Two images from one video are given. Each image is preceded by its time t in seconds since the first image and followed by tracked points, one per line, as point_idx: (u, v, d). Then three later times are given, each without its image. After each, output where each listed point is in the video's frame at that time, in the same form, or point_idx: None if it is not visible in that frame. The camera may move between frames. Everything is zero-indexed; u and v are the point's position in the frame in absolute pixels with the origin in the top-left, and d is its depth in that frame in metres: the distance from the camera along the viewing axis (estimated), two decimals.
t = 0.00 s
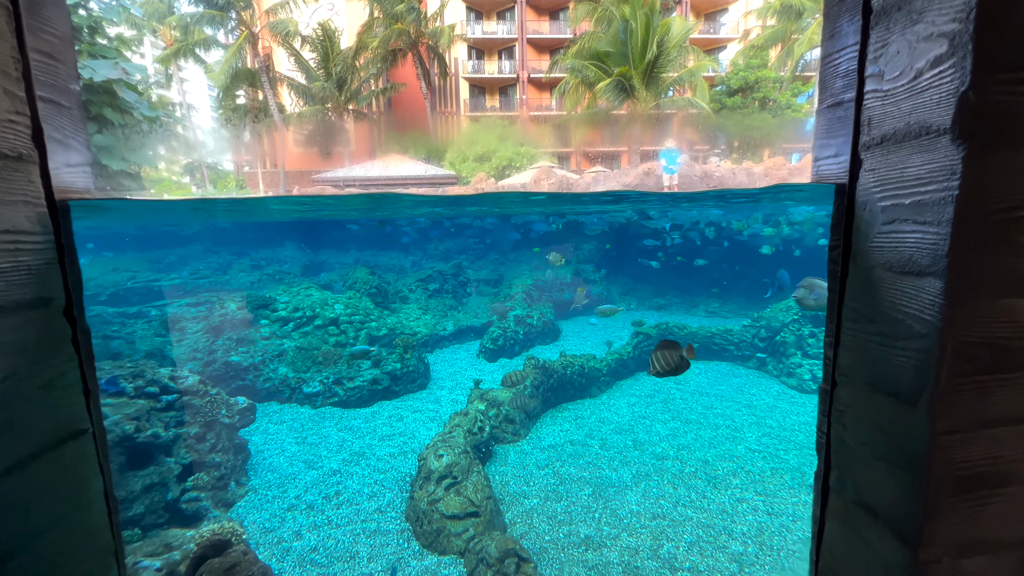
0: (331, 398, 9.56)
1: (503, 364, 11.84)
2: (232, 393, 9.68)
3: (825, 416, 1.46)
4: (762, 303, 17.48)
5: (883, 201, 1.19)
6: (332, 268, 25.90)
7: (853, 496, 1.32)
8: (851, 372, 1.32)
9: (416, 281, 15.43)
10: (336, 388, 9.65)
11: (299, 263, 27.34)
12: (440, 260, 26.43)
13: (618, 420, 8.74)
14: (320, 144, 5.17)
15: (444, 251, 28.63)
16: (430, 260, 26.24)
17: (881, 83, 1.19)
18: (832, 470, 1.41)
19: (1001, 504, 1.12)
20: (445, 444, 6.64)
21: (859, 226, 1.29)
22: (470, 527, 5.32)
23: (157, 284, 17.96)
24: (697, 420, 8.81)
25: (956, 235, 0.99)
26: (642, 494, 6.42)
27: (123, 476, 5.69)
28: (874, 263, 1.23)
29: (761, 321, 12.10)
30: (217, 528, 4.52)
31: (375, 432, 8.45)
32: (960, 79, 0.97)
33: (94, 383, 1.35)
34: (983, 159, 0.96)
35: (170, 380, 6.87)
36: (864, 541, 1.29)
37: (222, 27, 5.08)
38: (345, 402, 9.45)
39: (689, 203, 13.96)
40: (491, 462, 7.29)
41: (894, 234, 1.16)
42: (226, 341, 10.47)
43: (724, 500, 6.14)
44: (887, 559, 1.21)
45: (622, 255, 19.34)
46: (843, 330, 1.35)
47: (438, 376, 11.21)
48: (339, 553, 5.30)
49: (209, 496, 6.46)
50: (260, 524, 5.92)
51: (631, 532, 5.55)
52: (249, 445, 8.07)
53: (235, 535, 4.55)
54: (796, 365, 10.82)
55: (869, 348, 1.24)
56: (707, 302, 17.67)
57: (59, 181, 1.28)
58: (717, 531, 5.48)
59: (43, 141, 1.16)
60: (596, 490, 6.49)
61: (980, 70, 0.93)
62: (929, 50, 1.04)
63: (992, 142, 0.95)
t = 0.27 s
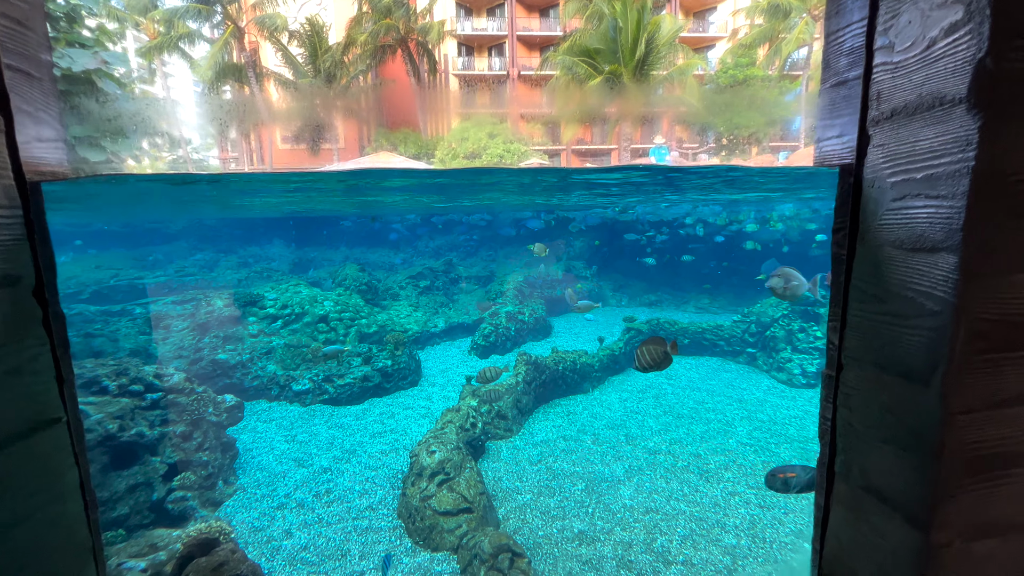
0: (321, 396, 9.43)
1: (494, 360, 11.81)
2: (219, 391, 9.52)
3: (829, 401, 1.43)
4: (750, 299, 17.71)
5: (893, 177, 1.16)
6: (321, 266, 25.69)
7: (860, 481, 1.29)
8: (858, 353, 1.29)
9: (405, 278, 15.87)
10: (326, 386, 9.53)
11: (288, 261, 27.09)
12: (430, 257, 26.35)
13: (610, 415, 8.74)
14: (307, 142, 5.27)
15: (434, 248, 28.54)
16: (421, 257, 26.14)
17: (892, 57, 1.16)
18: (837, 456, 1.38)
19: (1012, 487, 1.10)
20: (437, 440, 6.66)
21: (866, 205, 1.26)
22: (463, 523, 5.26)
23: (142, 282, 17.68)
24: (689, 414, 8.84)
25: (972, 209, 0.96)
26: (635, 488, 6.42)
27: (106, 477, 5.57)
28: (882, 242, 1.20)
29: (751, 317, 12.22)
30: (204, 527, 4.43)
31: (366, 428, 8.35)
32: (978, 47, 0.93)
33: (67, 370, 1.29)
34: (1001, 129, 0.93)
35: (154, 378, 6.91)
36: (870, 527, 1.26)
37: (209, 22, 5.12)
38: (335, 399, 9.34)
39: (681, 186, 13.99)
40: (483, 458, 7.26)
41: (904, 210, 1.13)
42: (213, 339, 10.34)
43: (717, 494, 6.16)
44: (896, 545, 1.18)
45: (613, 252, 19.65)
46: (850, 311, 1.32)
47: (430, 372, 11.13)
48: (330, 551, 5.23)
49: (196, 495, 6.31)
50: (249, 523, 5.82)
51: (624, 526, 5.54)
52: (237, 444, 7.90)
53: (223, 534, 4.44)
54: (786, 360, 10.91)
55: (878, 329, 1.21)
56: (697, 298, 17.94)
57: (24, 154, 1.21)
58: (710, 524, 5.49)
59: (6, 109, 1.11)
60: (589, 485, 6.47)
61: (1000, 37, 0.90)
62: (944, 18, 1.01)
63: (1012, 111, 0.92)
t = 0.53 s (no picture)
0: (314, 394, 9.32)
1: (488, 358, 11.75)
2: (209, 389, 9.38)
3: (841, 385, 1.41)
4: (743, 297, 17.79)
5: (911, 153, 1.14)
6: (313, 265, 25.47)
7: (874, 465, 1.27)
8: (873, 335, 1.27)
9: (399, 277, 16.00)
10: (319, 383, 9.41)
11: (279, 260, 26.84)
12: (423, 256, 26.24)
13: (605, 412, 8.73)
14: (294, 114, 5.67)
15: (427, 246, 28.45)
16: (413, 256, 26.03)
17: (912, 28, 1.13)
18: (850, 440, 1.36)
19: None
20: (432, 436, 6.65)
21: (882, 182, 1.23)
22: (459, 519, 5.23)
23: (130, 281, 17.42)
24: (683, 410, 8.86)
25: (997, 182, 0.93)
26: (631, 484, 6.40)
27: (94, 476, 5.47)
28: (900, 219, 1.17)
29: (744, 313, 12.29)
30: (195, 526, 4.36)
31: (360, 426, 8.28)
32: (1003, 14, 0.91)
33: (50, 356, 1.26)
34: None
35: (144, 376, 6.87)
36: (886, 512, 1.24)
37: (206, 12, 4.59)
38: (328, 397, 9.23)
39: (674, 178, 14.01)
40: (479, 455, 7.21)
41: (924, 186, 1.10)
42: (203, 337, 10.22)
43: (713, 489, 6.16)
44: (913, 528, 1.16)
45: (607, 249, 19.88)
46: (863, 293, 1.30)
47: (424, 370, 11.05)
48: (324, 549, 5.15)
49: (187, 494, 6.16)
50: (241, 522, 5.72)
51: (621, 522, 5.52)
52: (228, 442, 7.77)
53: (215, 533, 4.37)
54: (779, 355, 10.96)
55: (894, 309, 1.18)
56: (690, 295, 18.05)
57: (4, 127, 1.17)
58: (706, 519, 5.49)
59: None
60: (585, 481, 6.45)
61: None
62: None
63: None
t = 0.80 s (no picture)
0: (309, 392, 9.20)
1: (485, 355, 11.68)
2: (202, 388, 9.26)
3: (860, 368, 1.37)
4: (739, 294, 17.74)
5: (938, 124, 1.10)
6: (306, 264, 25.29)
7: (898, 451, 1.23)
8: (896, 316, 1.22)
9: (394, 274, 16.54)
10: (313, 381, 9.30)
11: (272, 259, 26.63)
12: (418, 255, 26.12)
13: (602, 408, 8.70)
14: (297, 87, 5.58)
15: (422, 245, 28.40)
16: (408, 255, 25.91)
17: None
18: (871, 426, 1.32)
19: None
20: (429, 434, 6.60)
21: (904, 156, 1.19)
22: (456, 517, 5.19)
23: (120, 280, 17.22)
24: (681, 407, 8.84)
25: None
26: (629, 480, 6.37)
27: (84, 475, 5.37)
28: (925, 192, 1.13)
29: (740, 310, 12.31)
30: (188, 525, 4.27)
31: (356, 424, 8.19)
32: None
33: (33, 337, 1.26)
34: None
35: (135, 373, 6.83)
36: (911, 498, 1.20)
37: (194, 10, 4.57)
38: (324, 395, 9.13)
39: (670, 162, 13.91)
40: (475, 452, 7.16)
41: (952, 156, 1.07)
42: (195, 336, 10.12)
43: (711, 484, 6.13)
44: (943, 515, 1.12)
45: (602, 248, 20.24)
46: (883, 273, 1.26)
47: (420, 368, 10.97)
48: (319, 548, 5.07)
49: (179, 493, 6.02)
50: (234, 521, 5.63)
51: (620, 518, 5.48)
52: (222, 440, 7.65)
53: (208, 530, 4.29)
54: (776, 352, 10.96)
55: (918, 287, 1.14)
56: (685, 293, 18.09)
57: None
58: (705, 515, 5.47)
59: None
60: (583, 478, 6.41)
61: None
62: None
63: None
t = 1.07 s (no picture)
0: (305, 390, 9.10)
1: (482, 353, 11.59)
2: (196, 386, 9.17)
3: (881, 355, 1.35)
4: (736, 292, 17.77)
5: (969, 97, 1.10)
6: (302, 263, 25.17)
7: (921, 438, 1.21)
8: (919, 298, 1.21)
9: (391, 274, 16.64)
10: (309, 379, 9.20)
11: (267, 257, 26.51)
12: (414, 254, 26.07)
13: (601, 406, 8.66)
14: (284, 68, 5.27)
15: (418, 244, 28.42)
16: (405, 254, 25.85)
17: None
18: (891, 413, 1.30)
19: None
20: (427, 432, 6.56)
21: (931, 132, 1.18)
22: (454, 515, 5.15)
23: (113, 279, 17.10)
24: (679, 404, 8.81)
25: None
26: (629, 477, 6.33)
27: (75, 476, 5.27)
28: (954, 167, 1.12)
29: (738, 308, 12.32)
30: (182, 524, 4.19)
31: (353, 422, 8.10)
32: None
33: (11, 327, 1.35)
34: None
35: (126, 372, 6.78)
36: (934, 488, 1.19)
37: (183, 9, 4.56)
38: (320, 394, 9.04)
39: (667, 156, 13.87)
40: (473, 450, 7.10)
41: (984, 129, 1.07)
42: (189, 334, 10.04)
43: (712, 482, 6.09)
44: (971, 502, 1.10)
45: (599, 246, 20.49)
46: (905, 254, 1.25)
47: (417, 366, 10.88)
48: (316, 547, 4.99)
49: (173, 493, 5.91)
50: (230, 520, 5.55)
51: (620, 516, 5.43)
52: (216, 439, 7.54)
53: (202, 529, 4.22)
54: (774, 349, 10.95)
55: (946, 267, 1.12)
56: (682, 291, 18.10)
57: None
58: (705, 512, 5.43)
59: None
60: (583, 476, 6.36)
61: None
62: None
63: None
